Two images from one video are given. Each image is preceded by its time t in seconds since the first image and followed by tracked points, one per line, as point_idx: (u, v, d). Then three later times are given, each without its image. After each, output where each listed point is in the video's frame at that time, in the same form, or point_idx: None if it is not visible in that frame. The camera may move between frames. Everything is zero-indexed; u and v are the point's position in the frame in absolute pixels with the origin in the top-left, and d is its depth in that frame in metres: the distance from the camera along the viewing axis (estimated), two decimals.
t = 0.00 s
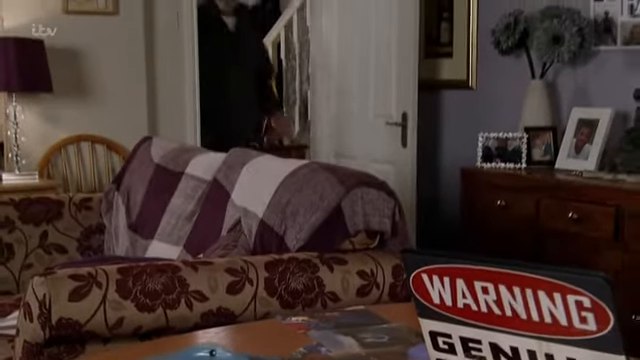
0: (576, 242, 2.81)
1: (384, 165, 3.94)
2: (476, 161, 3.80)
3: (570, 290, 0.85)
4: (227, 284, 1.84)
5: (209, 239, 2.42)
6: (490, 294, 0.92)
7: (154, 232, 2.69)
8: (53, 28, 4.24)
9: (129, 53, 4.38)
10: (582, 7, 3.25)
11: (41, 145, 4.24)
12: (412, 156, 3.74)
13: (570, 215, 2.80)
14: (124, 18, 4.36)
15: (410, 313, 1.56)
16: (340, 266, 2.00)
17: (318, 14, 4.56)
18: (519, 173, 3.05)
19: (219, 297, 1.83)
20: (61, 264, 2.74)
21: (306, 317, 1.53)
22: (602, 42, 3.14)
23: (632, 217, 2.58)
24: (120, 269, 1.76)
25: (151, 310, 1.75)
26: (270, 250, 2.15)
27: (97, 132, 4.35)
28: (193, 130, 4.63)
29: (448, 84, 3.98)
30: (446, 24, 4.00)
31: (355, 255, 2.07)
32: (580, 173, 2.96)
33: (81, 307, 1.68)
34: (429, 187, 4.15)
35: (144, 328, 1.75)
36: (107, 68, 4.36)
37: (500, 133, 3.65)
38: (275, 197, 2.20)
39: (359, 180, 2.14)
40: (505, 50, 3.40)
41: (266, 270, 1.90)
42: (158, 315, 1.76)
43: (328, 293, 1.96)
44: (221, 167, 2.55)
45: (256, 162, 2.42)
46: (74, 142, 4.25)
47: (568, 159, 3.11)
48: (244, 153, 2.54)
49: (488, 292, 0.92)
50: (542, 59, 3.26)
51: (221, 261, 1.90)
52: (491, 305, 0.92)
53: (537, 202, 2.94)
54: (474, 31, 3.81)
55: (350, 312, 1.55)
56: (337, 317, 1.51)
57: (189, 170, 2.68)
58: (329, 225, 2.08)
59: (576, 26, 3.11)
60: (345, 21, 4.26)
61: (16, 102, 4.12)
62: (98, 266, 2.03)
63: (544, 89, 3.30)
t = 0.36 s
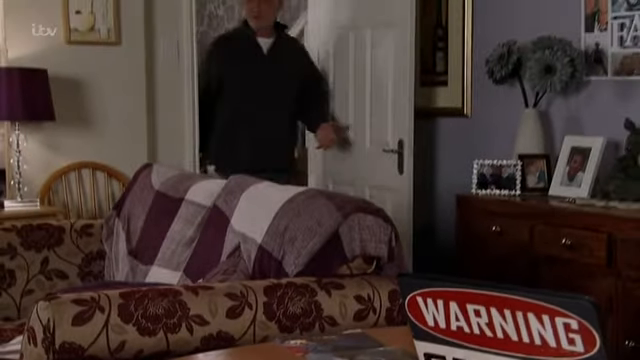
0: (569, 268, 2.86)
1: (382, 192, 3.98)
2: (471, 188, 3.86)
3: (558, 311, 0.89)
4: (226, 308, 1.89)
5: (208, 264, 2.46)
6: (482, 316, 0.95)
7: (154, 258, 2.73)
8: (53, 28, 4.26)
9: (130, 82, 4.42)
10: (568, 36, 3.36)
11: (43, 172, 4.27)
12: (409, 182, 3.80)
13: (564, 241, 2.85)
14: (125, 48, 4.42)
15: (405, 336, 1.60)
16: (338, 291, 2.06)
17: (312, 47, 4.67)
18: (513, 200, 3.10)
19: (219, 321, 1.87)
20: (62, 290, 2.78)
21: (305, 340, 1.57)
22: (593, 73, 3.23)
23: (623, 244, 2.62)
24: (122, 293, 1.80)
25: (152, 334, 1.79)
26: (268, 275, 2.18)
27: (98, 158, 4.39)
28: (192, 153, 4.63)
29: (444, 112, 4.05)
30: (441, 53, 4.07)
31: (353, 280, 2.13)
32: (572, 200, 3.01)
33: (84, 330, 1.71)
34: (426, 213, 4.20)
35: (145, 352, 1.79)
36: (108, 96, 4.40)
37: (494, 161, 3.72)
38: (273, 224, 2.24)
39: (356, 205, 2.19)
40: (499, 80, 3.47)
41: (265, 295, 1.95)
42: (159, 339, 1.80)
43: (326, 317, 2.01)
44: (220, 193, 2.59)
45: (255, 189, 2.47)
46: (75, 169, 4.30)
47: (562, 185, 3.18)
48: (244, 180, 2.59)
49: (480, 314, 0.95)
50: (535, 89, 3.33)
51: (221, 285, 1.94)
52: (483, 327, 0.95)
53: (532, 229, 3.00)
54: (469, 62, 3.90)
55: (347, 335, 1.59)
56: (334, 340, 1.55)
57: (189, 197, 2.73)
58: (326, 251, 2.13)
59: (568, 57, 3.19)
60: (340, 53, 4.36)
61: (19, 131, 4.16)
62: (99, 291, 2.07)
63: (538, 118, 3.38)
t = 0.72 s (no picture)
0: (562, 291, 2.90)
1: (378, 215, 4.02)
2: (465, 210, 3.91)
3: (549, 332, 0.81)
4: (224, 329, 1.92)
5: (206, 286, 2.49)
6: (473, 336, 0.87)
7: (152, 281, 2.76)
8: (53, 27, 4.27)
9: (128, 106, 4.46)
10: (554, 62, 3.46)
11: (42, 196, 4.30)
12: (404, 206, 3.93)
13: (556, 264, 2.90)
14: (124, 73, 4.45)
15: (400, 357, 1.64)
16: (334, 312, 2.10)
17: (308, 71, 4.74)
18: (506, 223, 3.15)
19: (217, 343, 1.90)
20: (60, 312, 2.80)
21: None
22: (584, 98, 3.30)
23: (615, 267, 2.66)
24: (122, 315, 1.83)
25: (151, 356, 1.82)
26: (265, 296, 2.20)
27: (97, 182, 4.43)
28: (188, 178, 4.71)
29: (438, 136, 4.11)
30: (435, 79, 4.12)
31: (348, 301, 2.16)
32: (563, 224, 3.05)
33: (84, 352, 1.74)
34: (421, 236, 4.24)
35: None
36: (106, 120, 4.43)
37: (487, 184, 3.78)
38: (270, 246, 2.27)
39: (352, 229, 2.24)
40: (492, 104, 3.53)
41: (262, 316, 1.98)
42: None
43: (322, 338, 2.05)
44: (218, 216, 2.63)
45: (251, 212, 2.50)
46: (74, 192, 4.33)
47: (554, 208, 3.22)
48: (241, 203, 2.63)
49: (471, 334, 0.87)
50: (527, 114, 3.40)
51: (219, 307, 1.97)
52: (475, 349, 0.87)
53: (525, 252, 3.04)
54: (462, 88, 3.97)
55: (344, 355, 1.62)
56: None
57: (187, 220, 2.77)
58: (323, 273, 2.16)
59: (559, 83, 3.26)
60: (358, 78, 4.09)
61: (19, 155, 4.18)
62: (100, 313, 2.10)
63: (531, 142, 3.43)
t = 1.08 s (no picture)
0: (554, 306, 2.96)
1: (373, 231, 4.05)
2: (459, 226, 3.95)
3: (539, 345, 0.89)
4: (220, 344, 1.95)
5: (201, 301, 2.51)
6: (465, 349, 0.94)
7: (148, 296, 2.78)
8: (53, 28, 4.32)
9: (126, 123, 4.50)
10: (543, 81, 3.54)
11: (39, 212, 4.32)
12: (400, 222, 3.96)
13: (549, 279, 2.95)
14: (121, 90, 4.49)
15: None
16: (329, 327, 2.13)
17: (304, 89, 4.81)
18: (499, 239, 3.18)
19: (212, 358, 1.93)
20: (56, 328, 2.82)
21: None
22: (576, 117, 3.36)
23: (605, 282, 2.73)
24: (120, 330, 1.87)
25: None
26: (261, 311, 2.22)
27: (93, 198, 4.45)
28: (185, 195, 4.73)
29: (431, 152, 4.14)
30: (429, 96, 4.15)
31: (343, 316, 2.19)
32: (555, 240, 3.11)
33: None
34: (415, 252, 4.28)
35: None
36: (103, 136, 4.46)
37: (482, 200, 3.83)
38: (266, 262, 2.29)
39: (347, 244, 2.27)
40: (485, 121, 3.62)
41: (258, 331, 2.01)
42: None
43: (317, 353, 2.08)
44: (214, 232, 2.66)
45: (248, 228, 2.53)
46: (70, 208, 4.36)
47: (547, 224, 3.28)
48: (237, 219, 2.66)
49: (463, 348, 0.94)
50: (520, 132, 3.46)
51: (215, 321, 2.00)
52: None
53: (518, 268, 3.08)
54: (455, 105, 4.02)
55: None
56: None
57: (183, 236, 2.80)
58: (317, 288, 2.19)
59: (550, 101, 3.32)
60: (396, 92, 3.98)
61: (16, 172, 4.21)
62: (96, 328, 2.13)
63: (524, 160, 3.47)
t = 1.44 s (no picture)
0: (547, 309, 3.06)
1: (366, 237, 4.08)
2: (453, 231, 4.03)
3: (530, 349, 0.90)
4: (215, 349, 1.98)
5: (196, 306, 2.54)
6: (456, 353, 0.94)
7: (144, 302, 2.80)
8: (53, 28, 4.34)
9: (122, 130, 4.52)
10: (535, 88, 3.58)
11: (34, 218, 4.33)
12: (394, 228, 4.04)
13: (542, 284, 3.05)
14: (117, 97, 4.51)
15: None
16: (323, 332, 2.16)
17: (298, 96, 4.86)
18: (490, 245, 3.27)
19: None
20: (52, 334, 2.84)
21: None
22: (567, 124, 3.42)
23: (597, 288, 2.85)
24: (116, 334, 1.91)
25: None
26: (255, 315, 2.25)
27: (89, 204, 4.47)
28: (180, 202, 4.76)
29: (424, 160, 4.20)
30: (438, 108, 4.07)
31: (337, 321, 2.22)
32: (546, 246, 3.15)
33: None
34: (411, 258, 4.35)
35: None
36: (99, 142, 4.48)
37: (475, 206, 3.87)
38: (261, 267, 2.32)
39: (340, 250, 2.29)
40: (478, 127, 3.69)
41: (253, 336, 2.04)
42: None
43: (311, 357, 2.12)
44: (210, 238, 2.69)
45: (242, 234, 2.55)
46: (65, 215, 4.37)
47: (539, 230, 3.31)
48: (232, 225, 2.68)
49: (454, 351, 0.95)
50: (512, 138, 3.55)
51: (210, 327, 2.03)
52: None
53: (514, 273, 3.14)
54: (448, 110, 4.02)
55: None
56: None
57: (178, 242, 2.82)
58: (312, 293, 2.21)
59: (542, 109, 3.40)
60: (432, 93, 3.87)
61: (12, 178, 4.23)
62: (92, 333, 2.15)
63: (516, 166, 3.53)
